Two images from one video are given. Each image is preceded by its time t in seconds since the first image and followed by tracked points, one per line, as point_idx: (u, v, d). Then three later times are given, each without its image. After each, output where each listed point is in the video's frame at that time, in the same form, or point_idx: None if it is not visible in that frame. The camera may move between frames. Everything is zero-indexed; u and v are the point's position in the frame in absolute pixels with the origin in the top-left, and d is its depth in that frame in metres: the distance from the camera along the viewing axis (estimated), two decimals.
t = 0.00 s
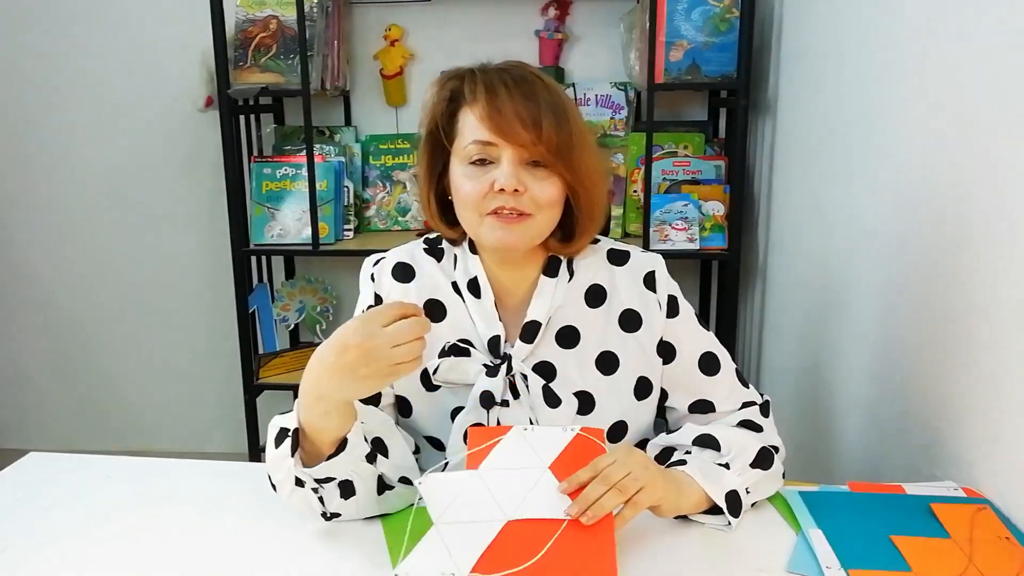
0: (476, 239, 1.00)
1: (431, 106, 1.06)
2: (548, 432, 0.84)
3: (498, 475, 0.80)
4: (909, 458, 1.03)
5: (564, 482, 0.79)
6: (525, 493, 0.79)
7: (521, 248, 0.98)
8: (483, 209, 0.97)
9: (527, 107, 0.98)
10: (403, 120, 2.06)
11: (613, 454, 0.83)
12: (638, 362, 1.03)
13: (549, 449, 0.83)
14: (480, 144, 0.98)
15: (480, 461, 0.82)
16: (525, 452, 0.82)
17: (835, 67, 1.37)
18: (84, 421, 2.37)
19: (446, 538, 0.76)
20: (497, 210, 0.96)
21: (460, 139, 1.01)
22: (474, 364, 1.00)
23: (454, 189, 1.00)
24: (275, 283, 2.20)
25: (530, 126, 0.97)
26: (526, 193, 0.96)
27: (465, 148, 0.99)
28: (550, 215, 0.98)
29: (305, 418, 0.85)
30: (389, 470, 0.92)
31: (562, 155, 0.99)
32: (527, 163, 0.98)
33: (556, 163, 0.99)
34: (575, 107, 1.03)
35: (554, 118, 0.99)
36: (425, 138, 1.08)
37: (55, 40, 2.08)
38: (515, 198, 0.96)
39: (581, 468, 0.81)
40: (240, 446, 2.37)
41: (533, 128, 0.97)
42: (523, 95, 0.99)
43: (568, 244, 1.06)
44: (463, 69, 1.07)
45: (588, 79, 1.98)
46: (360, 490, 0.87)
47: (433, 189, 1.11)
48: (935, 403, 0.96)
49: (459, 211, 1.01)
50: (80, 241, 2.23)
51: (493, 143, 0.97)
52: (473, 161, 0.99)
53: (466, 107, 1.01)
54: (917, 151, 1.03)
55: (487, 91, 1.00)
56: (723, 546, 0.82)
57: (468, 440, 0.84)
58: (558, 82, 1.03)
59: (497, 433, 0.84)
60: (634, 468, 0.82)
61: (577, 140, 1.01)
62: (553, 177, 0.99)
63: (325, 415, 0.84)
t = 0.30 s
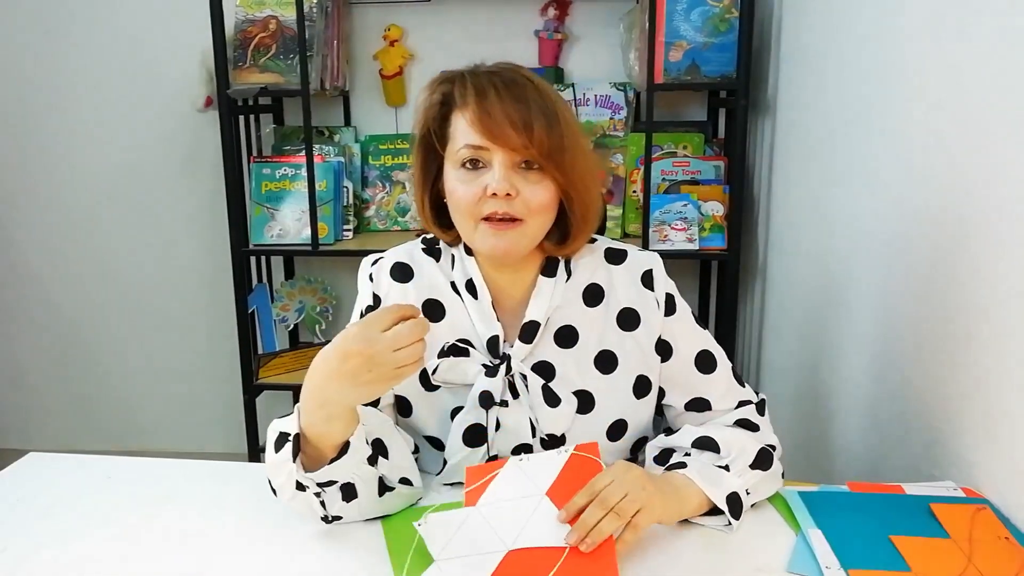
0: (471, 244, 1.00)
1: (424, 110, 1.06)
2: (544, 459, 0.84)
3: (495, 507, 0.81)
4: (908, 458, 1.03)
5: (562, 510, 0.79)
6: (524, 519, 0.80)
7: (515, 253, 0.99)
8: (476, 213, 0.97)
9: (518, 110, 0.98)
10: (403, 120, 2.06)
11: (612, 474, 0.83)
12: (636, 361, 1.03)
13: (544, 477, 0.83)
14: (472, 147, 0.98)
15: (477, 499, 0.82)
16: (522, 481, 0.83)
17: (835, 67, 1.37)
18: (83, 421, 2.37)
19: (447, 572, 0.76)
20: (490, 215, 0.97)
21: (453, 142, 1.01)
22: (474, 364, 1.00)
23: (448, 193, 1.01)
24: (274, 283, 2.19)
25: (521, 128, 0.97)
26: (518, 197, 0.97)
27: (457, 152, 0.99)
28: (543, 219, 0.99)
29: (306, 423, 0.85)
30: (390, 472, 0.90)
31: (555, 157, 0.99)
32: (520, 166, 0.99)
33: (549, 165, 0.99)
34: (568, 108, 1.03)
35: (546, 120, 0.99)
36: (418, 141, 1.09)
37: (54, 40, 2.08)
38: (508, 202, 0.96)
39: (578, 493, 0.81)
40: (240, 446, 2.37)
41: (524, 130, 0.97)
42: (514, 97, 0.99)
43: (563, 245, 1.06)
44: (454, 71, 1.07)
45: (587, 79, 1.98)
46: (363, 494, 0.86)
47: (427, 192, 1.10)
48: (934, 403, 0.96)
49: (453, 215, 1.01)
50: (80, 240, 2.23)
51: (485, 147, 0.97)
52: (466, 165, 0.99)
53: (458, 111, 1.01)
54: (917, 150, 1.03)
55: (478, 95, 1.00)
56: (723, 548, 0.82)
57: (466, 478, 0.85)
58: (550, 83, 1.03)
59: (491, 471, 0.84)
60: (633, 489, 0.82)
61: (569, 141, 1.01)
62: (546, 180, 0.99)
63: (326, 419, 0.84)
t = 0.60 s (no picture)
0: (473, 243, 1.00)
1: (426, 110, 1.06)
2: (546, 488, 0.88)
3: (498, 526, 0.83)
4: (909, 459, 1.03)
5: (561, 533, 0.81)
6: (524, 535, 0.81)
7: (518, 253, 0.99)
8: (479, 213, 0.97)
9: (521, 111, 0.98)
10: (403, 120, 2.06)
11: (609, 491, 0.84)
12: (637, 362, 1.02)
13: (545, 502, 0.86)
14: (475, 148, 0.98)
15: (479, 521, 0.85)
16: (524, 509, 0.85)
17: (835, 67, 1.37)
18: (83, 421, 2.37)
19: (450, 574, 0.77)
20: (494, 215, 0.97)
21: (456, 142, 1.01)
22: (474, 364, 1.00)
23: (451, 193, 1.01)
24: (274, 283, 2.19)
25: (524, 129, 0.97)
26: (521, 197, 0.97)
27: (460, 152, 0.99)
28: (546, 219, 0.99)
29: (304, 434, 0.85)
30: (391, 476, 0.90)
31: (558, 157, 0.99)
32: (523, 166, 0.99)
33: (552, 166, 0.99)
34: (571, 108, 1.03)
35: (549, 121, 0.99)
36: (420, 141, 1.09)
37: (54, 40, 2.08)
38: (511, 203, 0.97)
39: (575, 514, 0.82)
40: (240, 446, 2.37)
41: (527, 131, 0.97)
42: (516, 98, 0.99)
43: (566, 245, 1.06)
44: (457, 71, 1.06)
45: (587, 79, 1.98)
46: (365, 498, 0.87)
47: (429, 194, 1.10)
48: (934, 403, 0.96)
49: (455, 215, 1.01)
50: (80, 240, 2.23)
51: (488, 147, 0.97)
52: (468, 165, 0.99)
53: (460, 111, 1.01)
54: (917, 151, 1.03)
55: (481, 95, 0.99)
56: (725, 548, 0.82)
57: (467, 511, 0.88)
58: (552, 83, 1.03)
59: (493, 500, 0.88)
60: (631, 502, 0.82)
61: (572, 141, 1.01)
62: (550, 181, 0.99)
63: (326, 431, 0.84)
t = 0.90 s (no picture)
0: (477, 247, 1.00)
1: (429, 112, 1.06)
2: (547, 487, 0.88)
3: (499, 526, 0.83)
4: (908, 459, 1.03)
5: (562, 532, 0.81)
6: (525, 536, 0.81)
7: (522, 256, 0.99)
8: (484, 217, 0.97)
9: (526, 112, 0.98)
10: (403, 120, 2.06)
11: (609, 490, 0.84)
12: (638, 362, 1.02)
13: (545, 502, 0.86)
14: (479, 150, 0.98)
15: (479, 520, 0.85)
16: (524, 508, 0.85)
17: (835, 67, 1.37)
18: (83, 421, 2.37)
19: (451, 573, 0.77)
20: (498, 219, 0.97)
21: (459, 145, 1.01)
22: (474, 365, 1.00)
23: (455, 196, 1.01)
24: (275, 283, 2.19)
25: (529, 131, 0.97)
26: (526, 200, 0.97)
27: (464, 154, 0.99)
28: (550, 222, 0.99)
29: (312, 415, 0.85)
30: (394, 470, 0.90)
31: (562, 160, 0.99)
32: (527, 169, 0.99)
33: (556, 168, 0.99)
34: (574, 109, 1.03)
35: (553, 122, 0.99)
36: (423, 143, 1.08)
37: (54, 39, 2.08)
38: (516, 206, 0.97)
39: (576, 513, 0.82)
40: (240, 446, 2.37)
41: (532, 133, 0.97)
42: (521, 99, 0.99)
43: (568, 247, 1.06)
44: (459, 72, 1.06)
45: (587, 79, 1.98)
46: (366, 496, 0.87)
47: (431, 196, 1.10)
48: (935, 404, 0.96)
49: (459, 218, 1.01)
50: (80, 240, 2.23)
51: (493, 149, 0.98)
52: (473, 167, 0.99)
53: (464, 113, 1.01)
54: (917, 150, 1.03)
55: (485, 97, 0.99)
56: (726, 549, 0.82)
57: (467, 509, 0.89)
58: (555, 84, 1.03)
59: (492, 499, 0.88)
60: (631, 500, 0.82)
61: (576, 143, 1.01)
62: (553, 183, 0.99)
63: (335, 412, 0.84)
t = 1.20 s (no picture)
0: (478, 249, 1.00)
1: (431, 113, 1.06)
2: (547, 487, 0.88)
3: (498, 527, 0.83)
4: (908, 458, 1.03)
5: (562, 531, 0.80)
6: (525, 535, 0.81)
7: (523, 259, 0.99)
8: (485, 220, 0.97)
9: (529, 115, 0.98)
10: (403, 120, 2.06)
11: (609, 490, 0.84)
12: (639, 363, 1.02)
13: (546, 502, 0.86)
14: (481, 154, 0.98)
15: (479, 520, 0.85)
16: (524, 508, 0.85)
17: (835, 66, 1.37)
18: (83, 421, 2.37)
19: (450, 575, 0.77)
20: (500, 222, 0.97)
21: (462, 147, 1.01)
22: (475, 366, 1.01)
23: (456, 199, 1.01)
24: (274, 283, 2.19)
25: (531, 134, 0.97)
26: (528, 204, 0.97)
27: (466, 158, 0.99)
28: (552, 225, 0.99)
29: (315, 433, 0.85)
30: (396, 478, 0.90)
31: (565, 164, 0.99)
32: (530, 173, 0.99)
33: (558, 172, 0.99)
34: (577, 112, 1.03)
35: (556, 125, 0.99)
36: (425, 144, 1.08)
37: (54, 39, 2.08)
38: (518, 209, 0.97)
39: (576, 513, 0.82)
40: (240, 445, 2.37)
41: (535, 136, 0.97)
42: (524, 102, 0.99)
43: (569, 251, 1.05)
44: (462, 73, 1.06)
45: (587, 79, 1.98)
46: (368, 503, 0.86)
47: (433, 198, 1.10)
48: (935, 404, 0.96)
49: (460, 221, 1.01)
50: (79, 240, 2.23)
51: (495, 153, 0.97)
52: (475, 171, 0.99)
53: (467, 115, 1.01)
54: (917, 150, 1.03)
55: (488, 100, 0.99)
56: (726, 549, 0.82)
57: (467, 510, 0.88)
58: (558, 87, 1.03)
59: (493, 500, 0.88)
60: (631, 500, 0.82)
61: (579, 147, 1.01)
62: (556, 188, 0.99)
63: (337, 432, 0.84)
